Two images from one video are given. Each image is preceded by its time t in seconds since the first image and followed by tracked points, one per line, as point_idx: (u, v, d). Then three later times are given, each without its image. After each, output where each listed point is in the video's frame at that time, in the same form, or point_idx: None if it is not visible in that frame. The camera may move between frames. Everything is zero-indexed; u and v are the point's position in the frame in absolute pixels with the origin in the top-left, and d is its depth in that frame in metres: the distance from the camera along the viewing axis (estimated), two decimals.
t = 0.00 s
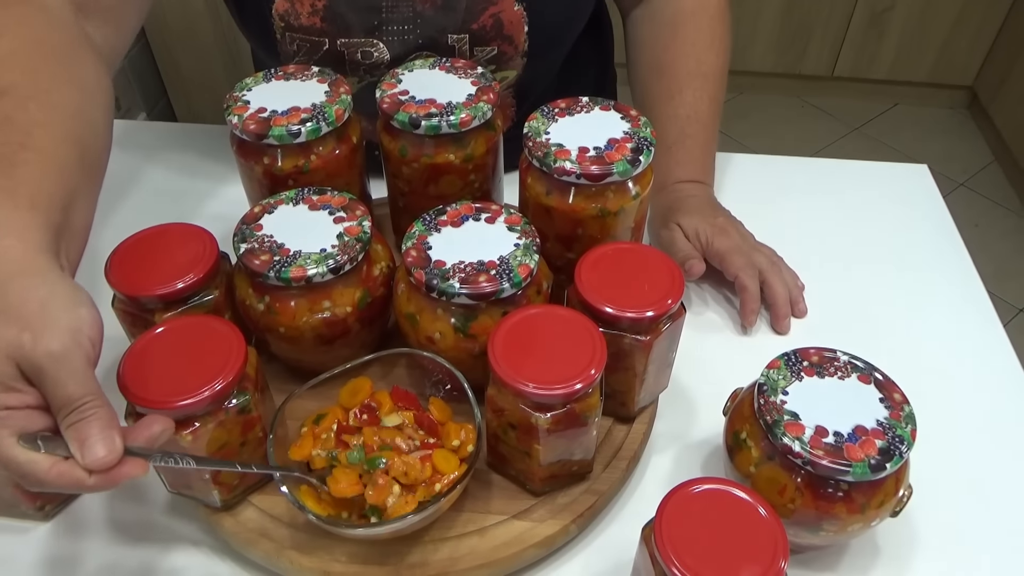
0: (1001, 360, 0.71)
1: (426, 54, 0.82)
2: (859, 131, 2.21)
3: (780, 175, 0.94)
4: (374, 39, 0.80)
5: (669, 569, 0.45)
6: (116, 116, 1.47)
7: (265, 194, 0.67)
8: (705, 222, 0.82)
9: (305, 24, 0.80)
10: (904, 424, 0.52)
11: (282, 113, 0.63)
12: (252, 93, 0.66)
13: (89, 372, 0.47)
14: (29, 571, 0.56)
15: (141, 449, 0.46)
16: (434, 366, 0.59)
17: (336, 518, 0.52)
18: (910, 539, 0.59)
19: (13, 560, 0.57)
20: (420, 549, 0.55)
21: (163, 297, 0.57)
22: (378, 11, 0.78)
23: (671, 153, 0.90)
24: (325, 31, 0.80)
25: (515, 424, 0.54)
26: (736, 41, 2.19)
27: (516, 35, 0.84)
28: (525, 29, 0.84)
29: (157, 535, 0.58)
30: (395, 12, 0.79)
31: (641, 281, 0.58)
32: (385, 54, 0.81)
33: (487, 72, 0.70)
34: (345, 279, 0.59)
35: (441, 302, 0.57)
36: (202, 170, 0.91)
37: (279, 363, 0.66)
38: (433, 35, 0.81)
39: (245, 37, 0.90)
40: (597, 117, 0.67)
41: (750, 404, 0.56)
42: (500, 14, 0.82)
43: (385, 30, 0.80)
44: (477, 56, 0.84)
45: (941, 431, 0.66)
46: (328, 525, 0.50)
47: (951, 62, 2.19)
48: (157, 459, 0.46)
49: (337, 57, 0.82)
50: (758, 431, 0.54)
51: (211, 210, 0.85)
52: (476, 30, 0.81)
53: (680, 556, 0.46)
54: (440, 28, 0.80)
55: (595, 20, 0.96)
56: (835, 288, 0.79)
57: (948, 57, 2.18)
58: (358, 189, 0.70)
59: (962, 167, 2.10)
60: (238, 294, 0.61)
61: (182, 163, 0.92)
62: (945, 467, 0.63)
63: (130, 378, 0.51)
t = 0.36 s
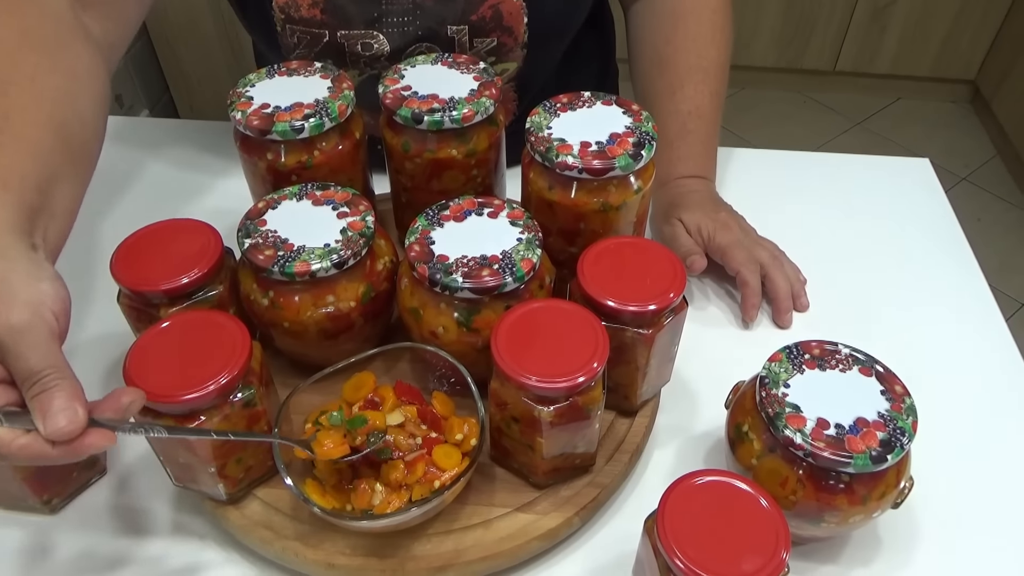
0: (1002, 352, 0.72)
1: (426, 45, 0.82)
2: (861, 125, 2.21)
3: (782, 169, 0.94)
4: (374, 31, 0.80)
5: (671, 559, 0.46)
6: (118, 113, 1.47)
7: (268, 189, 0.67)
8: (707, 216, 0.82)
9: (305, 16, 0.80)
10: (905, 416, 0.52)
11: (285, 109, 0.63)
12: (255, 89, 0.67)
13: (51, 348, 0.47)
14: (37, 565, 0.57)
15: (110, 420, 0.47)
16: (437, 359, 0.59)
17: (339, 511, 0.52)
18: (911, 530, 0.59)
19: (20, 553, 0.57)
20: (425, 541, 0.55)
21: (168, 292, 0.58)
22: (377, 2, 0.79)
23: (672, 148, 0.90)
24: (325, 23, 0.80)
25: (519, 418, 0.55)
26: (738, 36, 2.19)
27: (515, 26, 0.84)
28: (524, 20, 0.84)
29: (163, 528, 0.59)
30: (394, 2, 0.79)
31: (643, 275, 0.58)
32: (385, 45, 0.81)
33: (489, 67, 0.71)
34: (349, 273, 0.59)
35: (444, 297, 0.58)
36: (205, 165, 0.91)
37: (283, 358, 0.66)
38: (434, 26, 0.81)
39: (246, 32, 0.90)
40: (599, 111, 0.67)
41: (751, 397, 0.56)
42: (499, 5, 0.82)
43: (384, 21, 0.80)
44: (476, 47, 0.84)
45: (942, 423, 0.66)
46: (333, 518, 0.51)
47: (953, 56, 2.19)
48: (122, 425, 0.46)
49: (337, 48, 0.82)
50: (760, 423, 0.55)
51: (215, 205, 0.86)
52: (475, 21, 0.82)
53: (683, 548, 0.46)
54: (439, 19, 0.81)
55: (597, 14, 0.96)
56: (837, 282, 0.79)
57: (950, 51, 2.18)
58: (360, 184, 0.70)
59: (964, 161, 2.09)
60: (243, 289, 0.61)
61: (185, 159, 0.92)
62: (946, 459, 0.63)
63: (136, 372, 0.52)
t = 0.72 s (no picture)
0: (1005, 346, 0.72)
1: (422, 38, 0.82)
2: (862, 120, 2.21)
3: (783, 163, 0.94)
4: (369, 23, 0.80)
5: (673, 553, 0.46)
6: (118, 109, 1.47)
7: (269, 186, 0.67)
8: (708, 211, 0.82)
9: (300, 9, 0.80)
10: (907, 410, 0.52)
11: (286, 105, 0.63)
12: (255, 85, 0.67)
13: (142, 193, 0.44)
14: (41, 561, 0.57)
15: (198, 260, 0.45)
16: (437, 354, 0.59)
17: (342, 506, 0.52)
18: (913, 524, 0.59)
19: (25, 550, 0.57)
20: (427, 536, 0.55)
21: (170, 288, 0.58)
22: None
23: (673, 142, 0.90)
24: (320, 15, 0.80)
25: (520, 412, 0.55)
26: (739, 31, 2.18)
27: (512, 19, 0.83)
28: (520, 12, 0.83)
29: (167, 524, 0.59)
30: None
31: (645, 270, 0.58)
32: (381, 37, 0.81)
33: (489, 62, 0.71)
34: (350, 269, 0.59)
35: (445, 292, 0.58)
36: (206, 162, 0.91)
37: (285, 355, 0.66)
38: (430, 18, 0.81)
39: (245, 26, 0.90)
40: (599, 106, 0.67)
41: (753, 391, 0.56)
42: None
43: (379, 14, 0.80)
44: (472, 41, 0.83)
45: (944, 417, 0.66)
46: (336, 513, 0.51)
47: (955, 50, 2.18)
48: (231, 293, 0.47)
49: (332, 41, 0.82)
50: (762, 417, 0.55)
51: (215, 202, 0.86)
52: (471, 13, 0.81)
53: (685, 543, 0.46)
54: (435, 12, 0.80)
55: (597, 9, 0.95)
56: (838, 276, 0.79)
57: (952, 45, 2.17)
58: (361, 180, 0.70)
59: (965, 155, 2.09)
60: (244, 285, 0.61)
61: (186, 156, 0.92)
62: (948, 453, 0.63)
63: (139, 368, 0.52)
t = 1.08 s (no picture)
0: (1007, 344, 0.71)
1: (421, 32, 0.81)
2: (863, 118, 2.20)
3: (786, 160, 0.94)
4: (368, 16, 0.80)
5: (676, 552, 0.46)
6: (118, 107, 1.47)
7: (270, 183, 0.67)
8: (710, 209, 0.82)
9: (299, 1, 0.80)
10: (911, 409, 0.52)
11: (286, 102, 0.63)
12: (256, 82, 0.66)
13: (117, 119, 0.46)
14: (42, 561, 0.57)
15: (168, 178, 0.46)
16: (439, 353, 0.59)
17: (343, 505, 0.52)
18: (917, 523, 0.59)
19: (25, 549, 0.57)
20: (429, 535, 0.55)
21: (171, 286, 0.57)
22: None
23: (675, 140, 0.90)
24: (319, 8, 0.80)
25: (523, 411, 0.54)
26: (740, 28, 2.18)
27: (512, 14, 0.83)
28: (520, 8, 0.83)
29: (168, 524, 0.59)
30: None
31: (648, 268, 0.58)
32: (379, 30, 0.81)
33: (490, 59, 0.70)
34: (351, 267, 0.59)
35: (446, 290, 0.57)
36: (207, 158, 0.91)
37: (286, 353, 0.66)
38: (429, 13, 0.80)
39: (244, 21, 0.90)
40: (601, 103, 0.67)
41: (756, 390, 0.56)
42: None
43: (379, 7, 0.79)
44: (472, 36, 0.83)
45: (947, 416, 0.66)
46: (338, 512, 0.50)
47: (956, 48, 2.18)
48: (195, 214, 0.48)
49: (332, 34, 0.81)
50: (765, 416, 0.54)
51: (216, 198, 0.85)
52: (470, 7, 0.81)
53: (687, 540, 0.46)
54: (435, 6, 0.80)
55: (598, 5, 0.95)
56: (841, 274, 0.79)
57: (954, 43, 2.17)
58: (362, 178, 0.70)
59: (967, 153, 2.08)
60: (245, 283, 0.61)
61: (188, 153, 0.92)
62: (952, 452, 0.63)
63: (139, 367, 0.52)
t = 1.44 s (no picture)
0: (1006, 343, 0.71)
1: (425, 28, 0.81)
2: (864, 116, 2.20)
3: (786, 158, 0.94)
4: (372, 12, 0.80)
5: (675, 550, 0.46)
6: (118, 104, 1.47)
7: (270, 181, 0.67)
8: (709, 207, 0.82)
9: None
10: (909, 407, 0.52)
11: (286, 100, 0.63)
12: (255, 80, 0.66)
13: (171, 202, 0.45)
14: (41, 557, 0.57)
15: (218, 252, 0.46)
16: (438, 350, 0.59)
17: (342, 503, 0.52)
18: (914, 521, 0.59)
19: (25, 545, 0.58)
20: (428, 533, 0.55)
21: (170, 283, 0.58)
22: None
23: (675, 138, 0.90)
24: (323, 4, 0.80)
25: (522, 409, 0.54)
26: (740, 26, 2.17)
27: (515, 11, 0.83)
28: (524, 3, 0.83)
29: (167, 520, 0.59)
30: None
31: (647, 266, 0.58)
32: (383, 26, 0.81)
33: (490, 57, 0.70)
34: (350, 265, 0.59)
35: (446, 288, 0.57)
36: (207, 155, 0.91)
37: (285, 351, 0.66)
38: (432, 9, 0.80)
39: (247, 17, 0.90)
40: (601, 102, 0.67)
41: (754, 388, 0.56)
42: None
43: (382, 3, 0.79)
44: (475, 32, 0.83)
45: (945, 414, 0.66)
46: (337, 510, 0.51)
47: (957, 46, 2.18)
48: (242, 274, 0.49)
49: (335, 29, 0.81)
50: (763, 414, 0.55)
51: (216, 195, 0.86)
52: (474, 4, 0.81)
53: (686, 539, 0.46)
54: (438, 2, 0.80)
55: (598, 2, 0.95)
56: (840, 272, 0.79)
57: (954, 41, 2.17)
58: (361, 175, 0.70)
59: (967, 152, 2.08)
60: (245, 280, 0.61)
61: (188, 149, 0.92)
62: (949, 451, 0.63)
63: (139, 364, 0.52)
